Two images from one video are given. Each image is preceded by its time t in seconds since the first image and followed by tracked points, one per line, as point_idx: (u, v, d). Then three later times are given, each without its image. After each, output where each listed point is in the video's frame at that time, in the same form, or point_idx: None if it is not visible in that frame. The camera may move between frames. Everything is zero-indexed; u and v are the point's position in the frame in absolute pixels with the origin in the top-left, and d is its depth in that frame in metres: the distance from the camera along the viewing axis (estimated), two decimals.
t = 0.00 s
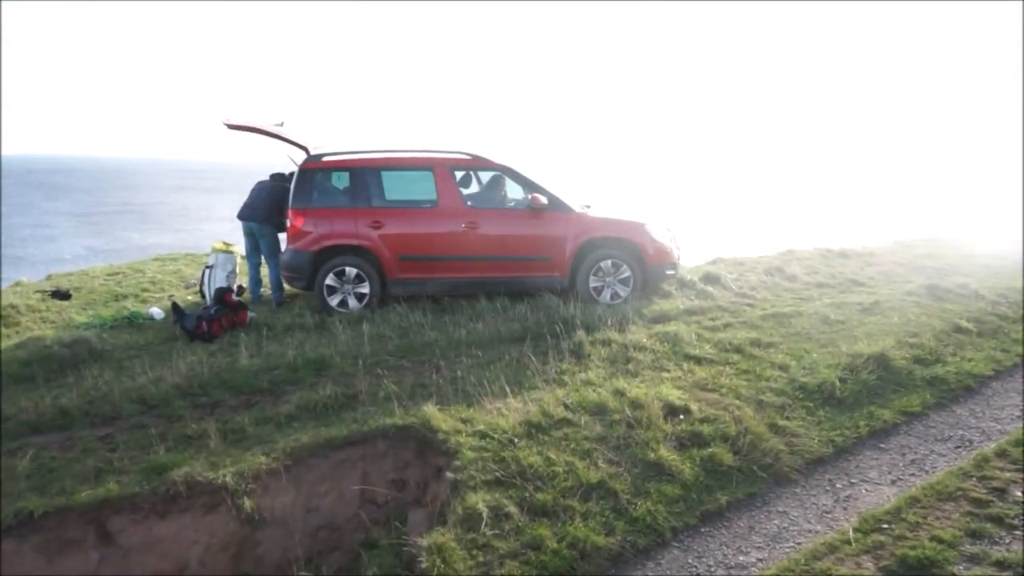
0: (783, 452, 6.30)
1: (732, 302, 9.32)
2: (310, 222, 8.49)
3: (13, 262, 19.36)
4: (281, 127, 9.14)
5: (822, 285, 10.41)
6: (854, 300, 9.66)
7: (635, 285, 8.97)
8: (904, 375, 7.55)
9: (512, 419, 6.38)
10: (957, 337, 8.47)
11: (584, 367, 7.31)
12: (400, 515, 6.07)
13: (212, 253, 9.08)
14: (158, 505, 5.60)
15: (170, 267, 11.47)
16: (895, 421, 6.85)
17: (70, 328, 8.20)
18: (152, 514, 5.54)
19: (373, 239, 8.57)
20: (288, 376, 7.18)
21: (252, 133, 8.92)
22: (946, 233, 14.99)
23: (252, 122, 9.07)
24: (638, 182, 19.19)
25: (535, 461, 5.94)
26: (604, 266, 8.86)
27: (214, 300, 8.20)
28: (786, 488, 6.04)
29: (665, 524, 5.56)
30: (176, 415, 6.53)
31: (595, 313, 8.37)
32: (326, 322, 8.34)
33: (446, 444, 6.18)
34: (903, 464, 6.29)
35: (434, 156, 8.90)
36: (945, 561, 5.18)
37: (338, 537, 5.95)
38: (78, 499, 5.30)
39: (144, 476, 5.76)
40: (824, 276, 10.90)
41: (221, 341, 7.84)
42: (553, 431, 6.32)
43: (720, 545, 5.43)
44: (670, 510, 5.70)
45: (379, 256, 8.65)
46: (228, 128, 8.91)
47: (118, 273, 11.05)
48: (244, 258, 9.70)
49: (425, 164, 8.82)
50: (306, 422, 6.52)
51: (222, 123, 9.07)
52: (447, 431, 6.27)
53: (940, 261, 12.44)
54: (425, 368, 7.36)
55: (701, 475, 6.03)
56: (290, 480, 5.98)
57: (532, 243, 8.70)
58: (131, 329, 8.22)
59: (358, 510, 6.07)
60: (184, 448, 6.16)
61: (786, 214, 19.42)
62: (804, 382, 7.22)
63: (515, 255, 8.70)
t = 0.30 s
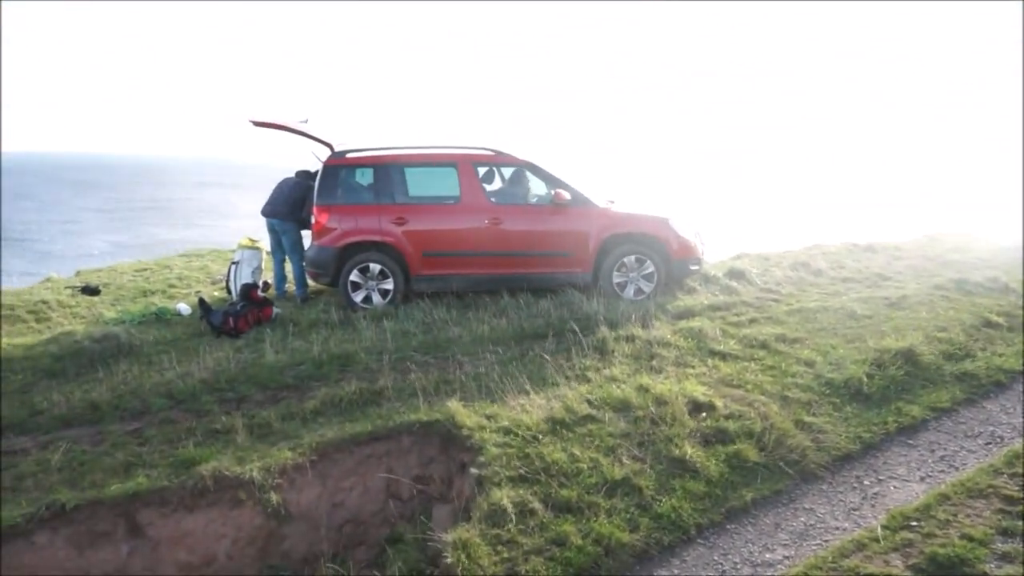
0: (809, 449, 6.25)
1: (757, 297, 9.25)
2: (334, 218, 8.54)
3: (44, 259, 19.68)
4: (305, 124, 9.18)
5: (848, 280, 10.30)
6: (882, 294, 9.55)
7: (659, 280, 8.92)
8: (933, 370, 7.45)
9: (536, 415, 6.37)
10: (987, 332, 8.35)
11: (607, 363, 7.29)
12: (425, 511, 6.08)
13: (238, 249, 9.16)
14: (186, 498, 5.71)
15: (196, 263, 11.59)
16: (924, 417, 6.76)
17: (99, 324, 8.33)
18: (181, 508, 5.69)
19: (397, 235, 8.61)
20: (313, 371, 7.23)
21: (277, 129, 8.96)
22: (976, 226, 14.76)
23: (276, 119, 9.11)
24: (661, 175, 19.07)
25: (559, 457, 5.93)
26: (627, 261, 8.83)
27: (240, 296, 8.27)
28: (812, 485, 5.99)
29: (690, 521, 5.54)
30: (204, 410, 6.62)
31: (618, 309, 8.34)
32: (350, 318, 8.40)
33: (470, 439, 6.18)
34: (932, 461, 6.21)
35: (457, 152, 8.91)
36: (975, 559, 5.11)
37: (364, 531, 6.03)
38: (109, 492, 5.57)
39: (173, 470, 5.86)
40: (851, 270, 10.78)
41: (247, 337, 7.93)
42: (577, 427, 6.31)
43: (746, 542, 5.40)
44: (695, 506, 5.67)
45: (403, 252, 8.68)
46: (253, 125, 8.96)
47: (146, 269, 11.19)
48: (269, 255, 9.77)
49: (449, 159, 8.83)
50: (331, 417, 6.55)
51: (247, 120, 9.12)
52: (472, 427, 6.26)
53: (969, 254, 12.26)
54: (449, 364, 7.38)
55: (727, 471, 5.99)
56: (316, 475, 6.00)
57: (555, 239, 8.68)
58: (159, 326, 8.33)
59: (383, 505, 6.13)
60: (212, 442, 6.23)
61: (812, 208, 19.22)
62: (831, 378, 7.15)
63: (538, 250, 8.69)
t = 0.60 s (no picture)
0: (850, 465, 6.15)
1: (795, 310, 9.13)
2: (371, 230, 8.63)
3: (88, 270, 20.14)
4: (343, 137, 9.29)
5: (889, 293, 10.13)
6: (924, 308, 9.37)
7: (695, 292, 8.86)
8: (979, 386, 7.29)
9: (572, 428, 6.34)
10: None
11: (643, 375, 7.24)
12: (461, 522, 6.16)
13: (276, 260, 9.28)
14: (226, 506, 5.77)
15: (235, 273, 11.77)
16: (969, 434, 6.62)
17: (142, 333, 8.51)
18: (221, 516, 5.75)
19: (433, 247, 8.66)
20: (350, 381, 7.30)
21: (316, 141, 9.09)
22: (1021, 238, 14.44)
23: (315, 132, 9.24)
24: (697, 186, 18.95)
25: (595, 470, 5.90)
26: (663, 273, 8.79)
27: (279, 306, 8.38)
28: (854, 502, 5.88)
29: (728, 536, 5.47)
30: (243, 419, 6.71)
31: (654, 321, 8.30)
32: (386, 329, 8.46)
33: (506, 451, 6.19)
34: (978, 479, 6.08)
35: (493, 163, 8.95)
36: None
37: (400, 542, 6.08)
38: (151, 499, 5.65)
39: (213, 478, 5.94)
40: (892, 283, 10.60)
41: (285, 346, 8.02)
42: (614, 440, 6.28)
43: (786, 559, 5.30)
44: (734, 521, 5.60)
45: (439, 263, 8.73)
46: (293, 137, 9.10)
47: (187, 279, 11.39)
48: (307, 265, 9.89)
49: (485, 171, 8.87)
50: (368, 427, 6.60)
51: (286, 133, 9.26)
52: (508, 438, 6.28)
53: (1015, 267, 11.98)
54: (484, 375, 7.39)
55: (766, 486, 5.91)
56: (353, 485, 6.06)
57: (591, 250, 8.66)
58: (199, 335, 8.47)
59: (419, 516, 6.17)
60: (251, 451, 6.31)
61: (850, 219, 18.95)
62: (872, 393, 7.03)
63: (573, 262, 8.68)
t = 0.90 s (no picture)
0: (881, 470, 6.07)
1: (825, 313, 9.03)
2: (398, 232, 8.67)
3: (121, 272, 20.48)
4: (371, 140, 9.33)
5: (921, 296, 9.98)
6: (957, 311, 9.22)
7: (723, 295, 8.80)
8: (1014, 391, 7.16)
9: (599, 430, 6.32)
10: None
11: (670, 378, 7.20)
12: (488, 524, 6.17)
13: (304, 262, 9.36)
14: (255, 506, 5.82)
15: (264, 275, 11.89)
16: (1003, 440, 6.51)
17: (173, 334, 8.64)
18: (250, 515, 5.80)
19: (459, 249, 8.69)
20: (377, 382, 7.34)
21: (344, 144, 9.16)
22: None
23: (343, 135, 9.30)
24: (723, 187, 18.81)
25: (621, 473, 5.88)
26: (691, 275, 8.74)
27: (307, 308, 8.46)
28: (884, 508, 5.81)
29: (756, 541, 5.42)
30: (272, 420, 6.78)
31: (681, 324, 8.26)
32: (413, 331, 8.50)
33: (532, 453, 6.19)
34: (1012, 485, 5.97)
35: (519, 166, 8.96)
36: None
37: (426, 543, 6.12)
38: (181, 499, 5.71)
39: (243, 478, 6.00)
40: (924, 286, 10.45)
41: (313, 348, 8.10)
42: (640, 443, 6.25)
43: (815, 565, 5.24)
44: (762, 526, 5.55)
45: (465, 265, 8.76)
46: (321, 140, 9.17)
47: (217, 280, 11.53)
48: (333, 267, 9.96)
49: (511, 173, 8.88)
50: (394, 429, 6.63)
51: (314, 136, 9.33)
52: (534, 441, 6.27)
53: None
54: (511, 377, 7.40)
55: (795, 491, 5.85)
56: (379, 486, 6.09)
57: (617, 253, 8.64)
58: (229, 336, 8.58)
59: (444, 517, 6.21)
60: (280, 451, 6.37)
61: (881, 221, 18.70)
62: (904, 398, 6.93)
63: (600, 264, 8.66)
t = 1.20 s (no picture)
0: (913, 480, 5.98)
1: (856, 321, 8.92)
2: (427, 235, 8.72)
3: (153, 274, 20.80)
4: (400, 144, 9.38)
5: (955, 304, 9.83)
6: (993, 320, 9.06)
7: (752, 302, 8.72)
8: None
9: (626, 436, 6.30)
10: None
11: (699, 385, 7.16)
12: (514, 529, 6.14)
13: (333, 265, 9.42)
14: (283, 506, 5.88)
15: (293, 277, 12.00)
16: None
17: (204, 335, 8.75)
18: (278, 516, 5.85)
19: (487, 253, 8.71)
20: (405, 385, 7.37)
21: (374, 148, 9.22)
22: None
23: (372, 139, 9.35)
24: (751, 192, 18.65)
25: (649, 480, 5.85)
26: (720, 281, 8.67)
27: (336, 310, 8.52)
28: (917, 519, 5.72)
29: (786, 551, 5.36)
30: (300, 421, 6.84)
31: (710, 331, 8.20)
32: (440, 334, 8.52)
33: (559, 458, 6.18)
34: None
35: (547, 170, 8.96)
36: None
37: (452, 546, 6.11)
38: (211, 498, 5.78)
39: (272, 478, 6.06)
40: (958, 294, 10.29)
41: (341, 350, 8.15)
42: (668, 450, 6.22)
43: None
44: (791, 535, 5.49)
45: (493, 270, 8.77)
46: (351, 144, 9.25)
47: (247, 282, 11.66)
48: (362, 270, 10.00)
49: (539, 178, 8.89)
50: (422, 432, 6.65)
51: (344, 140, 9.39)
52: (561, 446, 6.26)
53: None
54: (538, 382, 7.40)
55: (825, 501, 5.78)
56: (407, 489, 6.12)
57: (645, 258, 8.60)
58: (258, 338, 8.66)
59: (471, 521, 6.20)
60: (308, 452, 6.41)
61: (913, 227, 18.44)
62: (937, 408, 6.83)
63: (628, 269, 8.63)
